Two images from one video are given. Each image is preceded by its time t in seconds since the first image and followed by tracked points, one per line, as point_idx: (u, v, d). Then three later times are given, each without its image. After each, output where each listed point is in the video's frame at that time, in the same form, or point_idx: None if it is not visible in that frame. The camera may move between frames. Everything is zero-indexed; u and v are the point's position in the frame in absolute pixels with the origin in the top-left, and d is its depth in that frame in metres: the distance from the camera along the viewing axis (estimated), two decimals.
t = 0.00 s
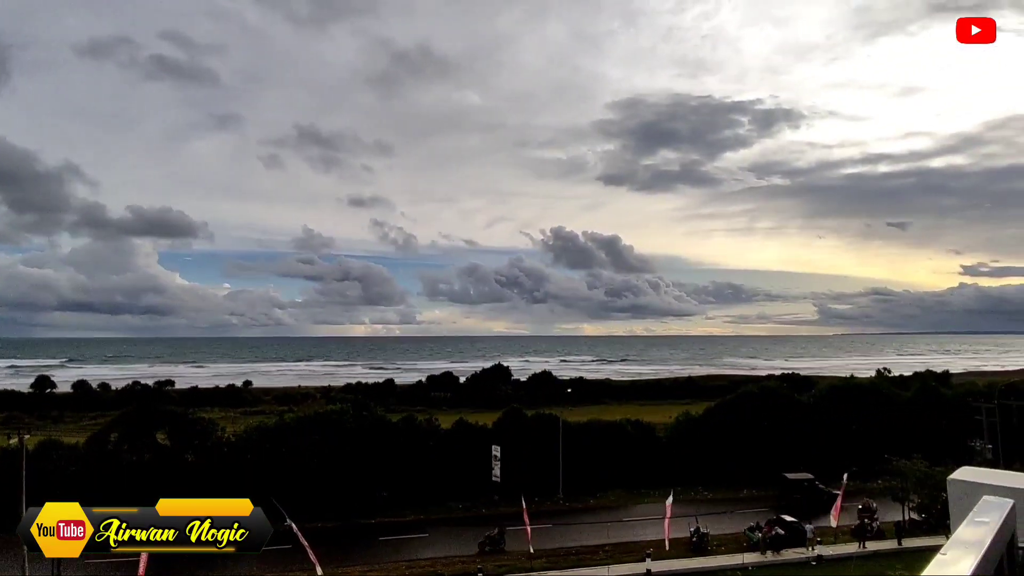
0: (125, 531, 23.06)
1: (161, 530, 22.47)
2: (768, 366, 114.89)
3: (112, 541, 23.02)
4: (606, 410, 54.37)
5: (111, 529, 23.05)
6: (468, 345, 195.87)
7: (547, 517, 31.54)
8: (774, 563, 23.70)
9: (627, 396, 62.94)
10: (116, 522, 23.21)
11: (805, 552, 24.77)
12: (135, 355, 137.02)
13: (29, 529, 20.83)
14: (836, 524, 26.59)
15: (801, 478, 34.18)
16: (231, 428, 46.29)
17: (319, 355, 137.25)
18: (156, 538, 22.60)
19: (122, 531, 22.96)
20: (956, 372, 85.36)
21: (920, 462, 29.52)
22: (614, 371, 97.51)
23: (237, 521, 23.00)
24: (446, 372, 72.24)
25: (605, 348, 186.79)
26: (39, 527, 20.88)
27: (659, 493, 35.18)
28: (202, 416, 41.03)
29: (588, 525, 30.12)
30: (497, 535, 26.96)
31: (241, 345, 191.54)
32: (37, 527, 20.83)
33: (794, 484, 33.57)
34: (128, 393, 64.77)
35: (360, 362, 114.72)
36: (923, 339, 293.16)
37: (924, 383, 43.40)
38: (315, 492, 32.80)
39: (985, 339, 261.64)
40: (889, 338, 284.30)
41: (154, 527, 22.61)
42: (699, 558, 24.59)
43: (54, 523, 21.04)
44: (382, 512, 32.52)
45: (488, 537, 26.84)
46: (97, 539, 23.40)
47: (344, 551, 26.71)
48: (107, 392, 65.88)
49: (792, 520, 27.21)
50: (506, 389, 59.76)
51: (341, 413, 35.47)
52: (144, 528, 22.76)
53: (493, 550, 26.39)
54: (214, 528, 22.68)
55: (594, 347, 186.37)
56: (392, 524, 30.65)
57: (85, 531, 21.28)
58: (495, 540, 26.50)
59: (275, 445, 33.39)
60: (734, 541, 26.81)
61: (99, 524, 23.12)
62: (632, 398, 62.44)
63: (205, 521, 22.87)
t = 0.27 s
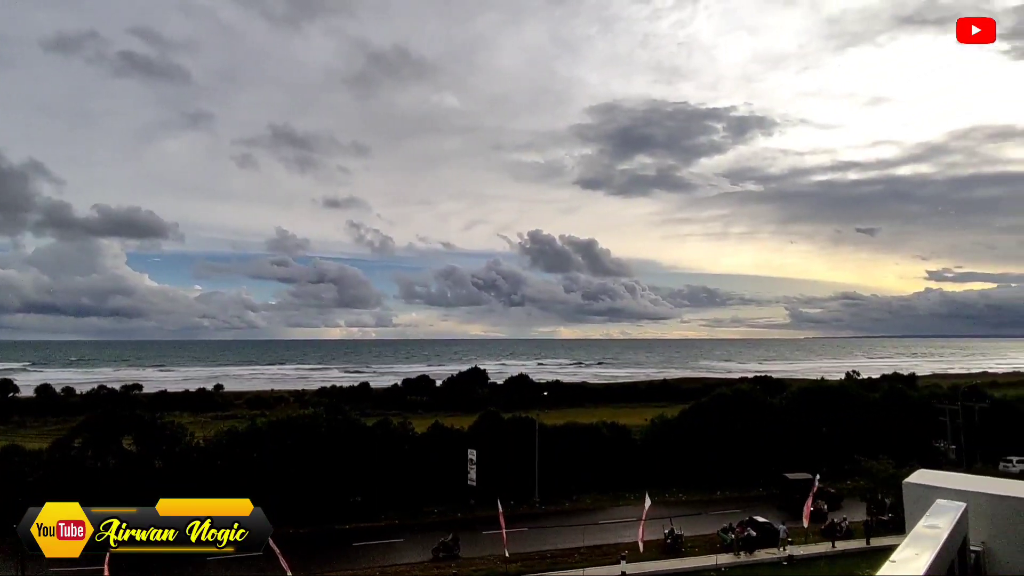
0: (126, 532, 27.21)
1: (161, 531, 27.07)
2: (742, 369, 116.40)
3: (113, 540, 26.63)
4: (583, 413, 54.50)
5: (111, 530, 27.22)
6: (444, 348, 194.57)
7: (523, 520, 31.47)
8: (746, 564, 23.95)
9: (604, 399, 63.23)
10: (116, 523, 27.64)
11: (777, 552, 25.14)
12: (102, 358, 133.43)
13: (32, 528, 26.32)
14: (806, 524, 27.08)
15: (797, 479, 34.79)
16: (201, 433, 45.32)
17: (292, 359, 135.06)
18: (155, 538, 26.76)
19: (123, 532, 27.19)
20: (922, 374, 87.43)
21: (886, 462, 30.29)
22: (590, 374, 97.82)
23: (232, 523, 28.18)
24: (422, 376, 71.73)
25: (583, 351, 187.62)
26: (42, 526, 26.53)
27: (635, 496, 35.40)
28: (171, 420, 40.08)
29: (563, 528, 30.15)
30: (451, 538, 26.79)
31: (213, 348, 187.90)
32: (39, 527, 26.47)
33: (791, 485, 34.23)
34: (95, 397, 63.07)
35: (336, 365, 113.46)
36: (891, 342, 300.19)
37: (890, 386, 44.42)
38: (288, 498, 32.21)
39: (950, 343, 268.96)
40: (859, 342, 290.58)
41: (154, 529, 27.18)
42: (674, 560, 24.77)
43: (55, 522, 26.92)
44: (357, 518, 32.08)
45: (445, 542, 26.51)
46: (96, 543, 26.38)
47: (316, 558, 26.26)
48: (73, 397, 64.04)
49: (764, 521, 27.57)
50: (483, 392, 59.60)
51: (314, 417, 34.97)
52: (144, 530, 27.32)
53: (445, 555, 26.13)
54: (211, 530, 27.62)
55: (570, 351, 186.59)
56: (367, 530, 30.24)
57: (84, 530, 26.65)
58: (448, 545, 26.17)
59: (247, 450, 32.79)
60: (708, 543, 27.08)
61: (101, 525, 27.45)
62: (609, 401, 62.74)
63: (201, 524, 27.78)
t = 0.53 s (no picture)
0: (126, 531, 27.00)
1: (161, 530, 26.90)
2: (717, 372, 117.94)
3: (113, 541, 26.31)
4: (561, 415, 54.56)
5: (111, 530, 26.91)
6: (422, 350, 193.70)
7: (501, 523, 31.36)
8: (722, 565, 24.13)
9: (582, 402, 63.40)
10: (116, 523, 27.42)
11: (753, 552, 25.47)
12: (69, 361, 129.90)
13: (33, 529, 25.97)
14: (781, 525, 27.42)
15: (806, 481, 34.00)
16: (172, 437, 44.34)
17: (266, 362, 132.95)
18: (156, 538, 26.57)
19: (123, 532, 26.93)
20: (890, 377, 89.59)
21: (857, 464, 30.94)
22: (568, 377, 98.16)
23: (235, 523, 28.05)
24: (399, 378, 71.22)
25: (562, 354, 188.13)
26: (42, 527, 26.07)
27: (613, 498, 35.53)
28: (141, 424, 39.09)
29: (541, 531, 30.14)
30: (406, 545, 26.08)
31: (185, 350, 184.29)
32: (39, 527, 25.99)
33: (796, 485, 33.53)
34: (62, 400, 61.34)
35: (312, 368, 112.18)
36: (862, 345, 306.79)
37: (862, 388, 45.27)
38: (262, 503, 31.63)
39: (918, 346, 275.75)
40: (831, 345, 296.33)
41: (153, 529, 26.99)
42: (652, 561, 24.89)
43: (55, 522, 26.32)
44: (333, 522, 31.64)
45: (399, 548, 25.84)
46: (97, 542, 25.84)
47: (290, 563, 25.83)
48: (38, 400, 62.17)
49: (740, 523, 27.82)
50: (461, 395, 59.35)
51: (290, 421, 34.49)
52: (144, 530, 27.08)
53: (401, 561, 25.41)
54: (213, 528, 27.44)
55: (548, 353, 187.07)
56: (344, 535, 29.86)
57: (84, 531, 26.03)
58: (403, 552, 25.48)
59: (221, 454, 32.22)
60: (684, 544, 27.25)
61: (101, 525, 27.20)
62: (587, 404, 62.93)
63: (202, 523, 27.57)
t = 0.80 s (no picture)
0: (126, 532, 27.81)
1: (161, 531, 27.69)
2: (695, 373, 119.15)
3: (113, 541, 27.15)
4: (541, 417, 54.58)
5: (111, 529, 27.87)
6: (402, 352, 192.85)
7: (480, 525, 31.26)
8: (699, 565, 24.32)
9: (562, 403, 63.49)
10: (116, 523, 28.42)
11: (730, 551, 25.78)
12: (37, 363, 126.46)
13: (33, 529, 26.55)
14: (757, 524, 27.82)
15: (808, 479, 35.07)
16: (145, 441, 43.45)
17: (243, 363, 131.01)
18: (156, 538, 27.32)
19: (123, 532, 27.77)
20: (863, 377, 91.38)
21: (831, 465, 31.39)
22: (548, 378, 98.30)
23: (236, 527, 28.60)
24: (378, 380, 70.70)
25: (543, 356, 188.28)
26: (43, 526, 26.65)
27: (591, 499, 35.70)
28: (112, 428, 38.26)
29: (520, 533, 30.11)
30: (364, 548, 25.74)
31: (159, 352, 180.70)
32: (39, 527, 26.60)
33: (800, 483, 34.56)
34: (29, 404, 59.73)
35: (290, 369, 110.71)
36: (836, 347, 312.50)
37: (836, 389, 45.96)
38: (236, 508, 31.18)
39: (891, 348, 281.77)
40: (807, 346, 301.38)
41: (153, 529, 27.88)
42: (630, 562, 25.02)
43: (55, 522, 26.87)
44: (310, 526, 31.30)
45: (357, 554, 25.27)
46: (97, 542, 26.98)
47: (266, 568, 25.46)
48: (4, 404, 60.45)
49: (717, 523, 28.09)
50: (441, 397, 59.09)
51: (266, 424, 34.06)
52: (143, 529, 28.00)
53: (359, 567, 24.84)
54: (214, 529, 28.42)
55: (528, 355, 187.61)
56: (322, 539, 29.51)
57: (84, 531, 26.56)
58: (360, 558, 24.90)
59: (194, 457, 31.69)
60: (662, 544, 27.43)
61: (101, 526, 28.09)
62: (567, 405, 63.03)
63: (202, 524, 28.49)
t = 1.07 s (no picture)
0: (126, 531, 27.89)
1: (161, 531, 27.91)
2: (675, 375, 120.03)
3: (113, 541, 27.32)
4: (522, 419, 54.52)
5: (111, 530, 27.93)
6: (381, 354, 191.07)
7: (459, 529, 31.02)
8: (678, 566, 24.45)
9: (542, 406, 63.51)
10: (116, 523, 28.35)
11: (708, 551, 25.99)
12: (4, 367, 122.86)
13: (32, 528, 26.97)
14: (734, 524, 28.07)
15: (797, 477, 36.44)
16: (117, 447, 42.45)
17: (219, 367, 128.87)
18: (156, 538, 27.48)
19: (122, 532, 27.84)
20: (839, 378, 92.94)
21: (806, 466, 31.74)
22: (528, 381, 98.25)
23: (235, 528, 28.88)
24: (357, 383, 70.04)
25: (523, 358, 188.16)
26: (42, 526, 27.19)
27: (571, 501, 35.76)
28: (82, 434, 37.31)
29: (500, 536, 29.97)
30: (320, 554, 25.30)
31: (132, 355, 176.73)
32: (38, 527, 27.09)
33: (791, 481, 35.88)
34: None
35: (267, 373, 109.09)
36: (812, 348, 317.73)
37: (812, 390, 46.59)
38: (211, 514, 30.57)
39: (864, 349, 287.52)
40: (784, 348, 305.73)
41: (153, 528, 27.97)
42: (608, 564, 25.05)
43: (54, 522, 27.54)
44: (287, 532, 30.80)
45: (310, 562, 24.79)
46: (96, 542, 27.13)
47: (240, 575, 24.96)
48: None
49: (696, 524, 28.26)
50: (421, 399, 58.72)
51: (242, 428, 33.54)
52: (143, 529, 28.06)
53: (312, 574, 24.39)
54: (213, 529, 28.71)
55: (509, 357, 187.30)
56: (299, 544, 29.04)
57: (83, 531, 27.50)
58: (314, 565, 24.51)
59: (167, 463, 31.02)
60: (641, 545, 27.52)
61: (101, 525, 28.19)
62: (547, 407, 63.06)
63: (201, 524, 28.67)
